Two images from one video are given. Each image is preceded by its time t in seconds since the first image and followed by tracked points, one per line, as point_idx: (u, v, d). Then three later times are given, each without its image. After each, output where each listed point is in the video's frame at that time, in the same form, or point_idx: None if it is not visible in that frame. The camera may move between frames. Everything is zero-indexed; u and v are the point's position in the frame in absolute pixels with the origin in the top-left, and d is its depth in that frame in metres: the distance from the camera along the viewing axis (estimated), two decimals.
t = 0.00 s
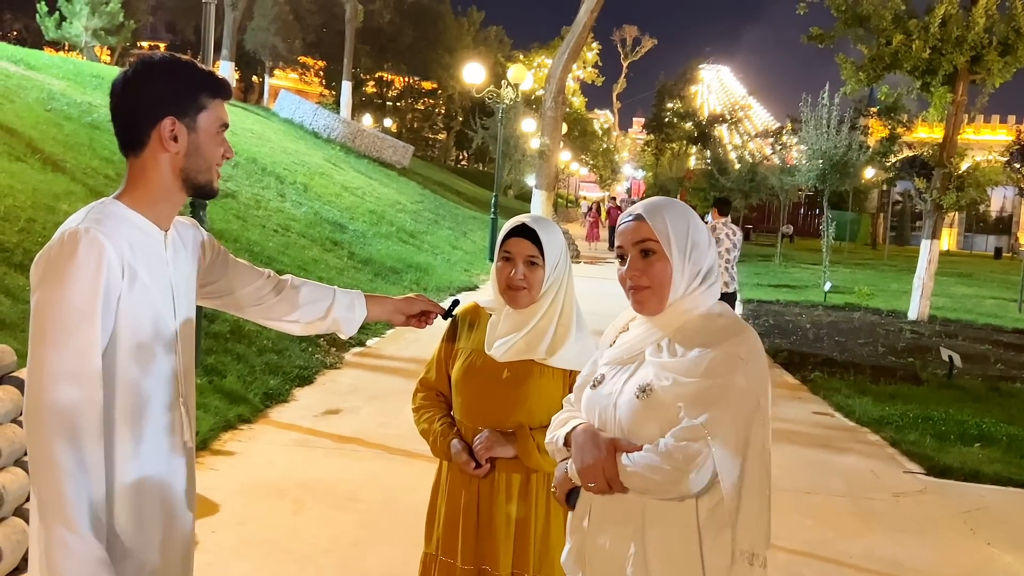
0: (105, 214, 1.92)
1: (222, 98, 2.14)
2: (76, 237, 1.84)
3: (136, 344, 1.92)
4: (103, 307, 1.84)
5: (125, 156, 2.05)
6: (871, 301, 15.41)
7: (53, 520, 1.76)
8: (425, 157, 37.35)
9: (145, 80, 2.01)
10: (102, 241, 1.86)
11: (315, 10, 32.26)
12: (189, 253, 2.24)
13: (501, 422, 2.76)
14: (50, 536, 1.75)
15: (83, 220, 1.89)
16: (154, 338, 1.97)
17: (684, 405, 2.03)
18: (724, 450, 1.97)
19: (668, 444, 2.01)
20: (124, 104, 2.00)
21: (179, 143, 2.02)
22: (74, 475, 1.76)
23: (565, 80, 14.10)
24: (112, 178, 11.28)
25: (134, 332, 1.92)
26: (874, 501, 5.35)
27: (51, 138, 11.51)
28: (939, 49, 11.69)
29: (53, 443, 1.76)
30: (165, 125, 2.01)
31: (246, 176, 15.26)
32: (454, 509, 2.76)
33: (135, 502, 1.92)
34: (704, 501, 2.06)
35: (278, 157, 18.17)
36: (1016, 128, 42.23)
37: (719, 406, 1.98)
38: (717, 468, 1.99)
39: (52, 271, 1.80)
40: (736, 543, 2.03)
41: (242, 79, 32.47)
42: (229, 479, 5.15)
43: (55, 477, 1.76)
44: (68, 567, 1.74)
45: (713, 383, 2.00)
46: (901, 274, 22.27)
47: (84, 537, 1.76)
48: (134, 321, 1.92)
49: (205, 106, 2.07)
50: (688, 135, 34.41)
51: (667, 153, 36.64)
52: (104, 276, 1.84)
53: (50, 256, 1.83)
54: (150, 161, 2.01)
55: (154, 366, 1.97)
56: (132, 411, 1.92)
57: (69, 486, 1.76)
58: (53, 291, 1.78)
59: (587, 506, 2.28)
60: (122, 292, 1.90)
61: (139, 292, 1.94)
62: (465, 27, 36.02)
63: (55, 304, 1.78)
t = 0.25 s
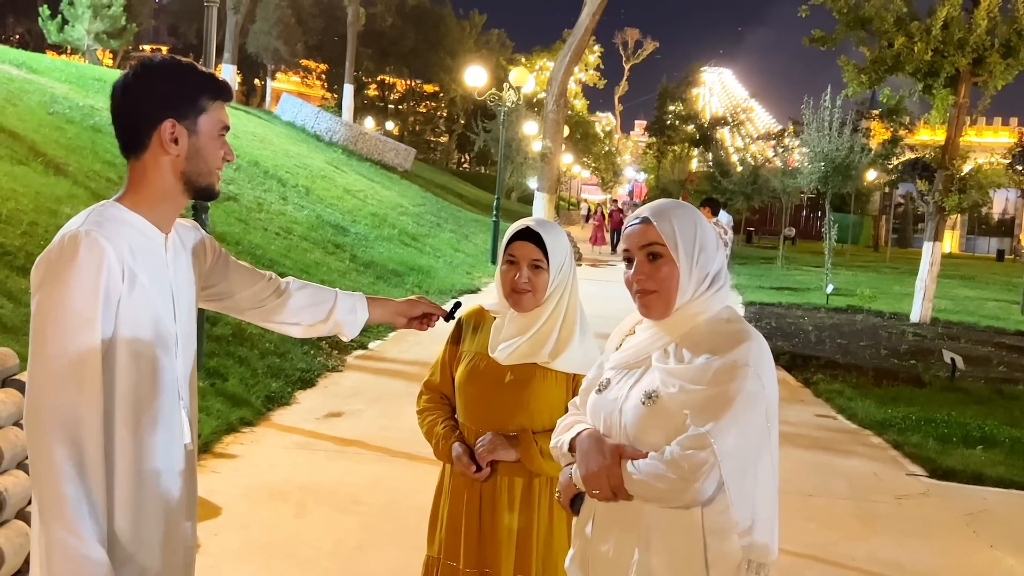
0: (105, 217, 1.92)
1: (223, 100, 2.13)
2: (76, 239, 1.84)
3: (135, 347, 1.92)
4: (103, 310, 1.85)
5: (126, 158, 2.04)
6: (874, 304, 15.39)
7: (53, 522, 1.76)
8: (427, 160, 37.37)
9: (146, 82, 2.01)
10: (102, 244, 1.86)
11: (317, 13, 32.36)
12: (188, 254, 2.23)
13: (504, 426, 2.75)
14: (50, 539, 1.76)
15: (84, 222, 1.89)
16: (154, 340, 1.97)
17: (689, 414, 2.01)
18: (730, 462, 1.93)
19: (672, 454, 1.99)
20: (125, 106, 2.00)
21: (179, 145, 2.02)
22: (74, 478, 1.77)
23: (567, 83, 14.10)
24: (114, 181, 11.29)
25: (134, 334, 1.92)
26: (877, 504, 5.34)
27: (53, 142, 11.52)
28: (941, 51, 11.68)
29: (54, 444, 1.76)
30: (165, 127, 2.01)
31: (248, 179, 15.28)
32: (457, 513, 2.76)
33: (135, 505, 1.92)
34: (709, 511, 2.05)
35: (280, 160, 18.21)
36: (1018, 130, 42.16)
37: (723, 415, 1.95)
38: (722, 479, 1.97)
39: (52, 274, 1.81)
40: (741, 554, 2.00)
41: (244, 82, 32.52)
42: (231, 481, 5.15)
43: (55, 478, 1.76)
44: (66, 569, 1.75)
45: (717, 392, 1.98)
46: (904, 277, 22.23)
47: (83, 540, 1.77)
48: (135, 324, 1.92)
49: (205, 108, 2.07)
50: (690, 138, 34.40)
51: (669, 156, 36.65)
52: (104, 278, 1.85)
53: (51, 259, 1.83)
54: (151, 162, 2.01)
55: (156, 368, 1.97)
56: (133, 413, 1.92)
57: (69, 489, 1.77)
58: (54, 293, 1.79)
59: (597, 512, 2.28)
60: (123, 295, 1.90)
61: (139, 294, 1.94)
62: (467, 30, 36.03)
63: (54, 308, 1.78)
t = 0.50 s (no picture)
0: (104, 223, 1.92)
1: (222, 105, 2.14)
2: (75, 246, 1.84)
3: (135, 353, 1.92)
4: (103, 316, 1.84)
5: (126, 164, 2.04)
6: (873, 309, 15.39)
7: (54, 530, 1.77)
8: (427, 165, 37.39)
9: (146, 89, 2.01)
10: (101, 250, 1.85)
11: (316, 19, 32.46)
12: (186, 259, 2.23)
13: (504, 433, 2.75)
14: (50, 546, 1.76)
15: (83, 229, 1.89)
16: (153, 345, 1.97)
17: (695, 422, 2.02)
18: (736, 472, 1.94)
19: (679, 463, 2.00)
20: (126, 112, 2.01)
21: (179, 151, 2.02)
22: (74, 484, 1.77)
23: (566, 88, 14.12)
24: (114, 187, 11.29)
25: (133, 340, 1.92)
26: (878, 508, 5.34)
27: (53, 148, 11.52)
28: (940, 56, 11.70)
29: (55, 451, 1.76)
30: (165, 134, 2.01)
31: (248, 184, 15.29)
32: (456, 519, 2.76)
33: (135, 511, 1.91)
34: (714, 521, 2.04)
35: (280, 165, 18.23)
36: (1017, 134, 42.22)
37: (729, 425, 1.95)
38: (729, 487, 1.97)
39: (52, 282, 1.81)
40: (748, 564, 1.99)
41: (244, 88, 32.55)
42: (231, 487, 5.14)
43: (55, 485, 1.76)
44: None
45: (723, 401, 1.98)
46: (903, 281, 22.24)
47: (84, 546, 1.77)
48: (134, 330, 1.92)
49: (205, 115, 2.07)
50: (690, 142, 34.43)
51: (668, 160, 36.69)
52: (104, 284, 1.85)
53: (50, 266, 1.83)
54: (150, 168, 2.01)
55: (155, 374, 1.96)
56: (132, 419, 1.92)
57: (69, 495, 1.76)
58: (53, 301, 1.79)
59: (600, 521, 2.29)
60: (122, 301, 1.89)
61: (139, 299, 1.93)
62: (466, 35, 36.08)
63: (55, 314, 1.79)
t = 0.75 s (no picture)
0: (102, 228, 1.92)
1: (221, 110, 2.14)
2: (72, 251, 1.84)
3: (132, 358, 1.92)
4: (100, 321, 1.84)
5: (123, 169, 2.04)
6: (873, 311, 15.39)
7: (51, 535, 1.76)
8: (426, 168, 37.41)
9: (143, 94, 2.01)
10: (98, 255, 1.85)
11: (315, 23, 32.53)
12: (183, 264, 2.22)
13: (503, 438, 2.75)
14: (48, 552, 1.76)
15: (79, 233, 1.89)
16: (151, 350, 1.96)
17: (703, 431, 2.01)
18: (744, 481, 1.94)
19: (686, 472, 2.00)
20: (123, 116, 2.00)
21: (177, 156, 2.02)
22: (71, 491, 1.77)
23: (565, 91, 14.11)
24: (113, 191, 11.29)
25: (130, 346, 1.91)
26: (878, 511, 5.34)
27: (52, 152, 11.52)
28: (938, 58, 11.70)
29: (52, 457, 1.76)
30: (163, 139, 2.01)
31: (247, 188, 15.29)
32: (455, 523, 2.76)
33: (133, 515, 1.91)
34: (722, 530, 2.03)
35: (279, 169, 18.24)
36: (1016, 135, 42.24)
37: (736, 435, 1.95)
38: (737, 498, 1.96)
39: (49, 287, 1.81)
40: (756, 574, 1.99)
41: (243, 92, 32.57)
42: (231, 491, 5.14)
43: (52, 492, 1.76)
44: None
45: (731, 411, 1.98)
46: (903, 283, 22.25)
47: (82, 552, 1.76)
48: (131, 335, 1.92)
49: (202, 119, 2.07)
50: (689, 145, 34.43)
51: (667, 163, 36.71)
52: (100, 289, 1.84)
53: (48, 269, 1.82)
54: (147, 173, 2.01)
55: (152, 379, 1.96)
56: (130, 424, 1.92)
57: (66, 501, 1.76)
58: (50, 306, 1.79)
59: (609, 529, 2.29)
60: (119, 306, 1.89)
61: (135, 305, 1.93)
62: (465, 38, 36.10)
63: (52, 321, 1.78)
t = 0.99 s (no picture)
0: (101, 229, 1.91)
1: (221, 112, 2.14)
2: (71, 251, 1.84)
3: (132, 359, 1.92)
4: (99, 322, 1.84)
5: (123, 169, 2.04)
6: (874, 311, 15.38)
7: (49, 536, 1.76)
8: (426, 169, 37.39)
9: (144, 94, 2.01)
10: (97, 256, 1.85)
11: (314, 25, 32.56)
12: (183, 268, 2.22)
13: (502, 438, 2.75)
14: (46, 552, 1.76)
15: (79, 235, 1.89)
16: (150, 351, 1.96)
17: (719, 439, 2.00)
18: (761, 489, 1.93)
19: (704, 481, 1.98)
20: (124, 116, 2.00)
21: (177, 157, 2.02)
22: (70, 491, 1.76)
23: (565, 91, 14.11)
24: (113, 193, 11.29)
25: (129, 347, 1.91)
26: (879, 510, 5.34)
27: (52, 154, 11.53)
28: (938, 58, 11.70)
29: (49, 458, 1.76)
30: (163, 140, 2.01)
31: (247, 189, 15.30)
32: (454, 524, 2.75)
33: (131, 517, 1.91)
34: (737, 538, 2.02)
35: (279, 170, 18.25)
36: (1016, 135, 42.24)
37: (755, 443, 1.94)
38: (755, 505, 1.95)
39: (49, 288, 1.80)
40: None
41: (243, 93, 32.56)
42: (232, 493, 5.14)
43: (50, 493, 1.76)
44: None
45: (747, 418, 1.97)
46: (903, 283, 22.24)
47: (80, 554, 1.76)
48: (130, 336, 1.91)
49: (202, 121, 2.07)
50: (689, 145, 34.44)
51: (667, 163, 36.72)
52: (99, 290, 1.84)
53: (47, 270, 1.83)
54: (147, 174, 2.01)
55: (151, 380, 1.96)
56: (128, 424, 1.91)
57: (65, 502, 1.76)
58: (49, 307, 1.79)
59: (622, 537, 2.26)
60: (118, 306, 1.89)
61: (135, 305, 1.93)
62: (465, 39, 36.11)
63: (53, 321, 1.78)
